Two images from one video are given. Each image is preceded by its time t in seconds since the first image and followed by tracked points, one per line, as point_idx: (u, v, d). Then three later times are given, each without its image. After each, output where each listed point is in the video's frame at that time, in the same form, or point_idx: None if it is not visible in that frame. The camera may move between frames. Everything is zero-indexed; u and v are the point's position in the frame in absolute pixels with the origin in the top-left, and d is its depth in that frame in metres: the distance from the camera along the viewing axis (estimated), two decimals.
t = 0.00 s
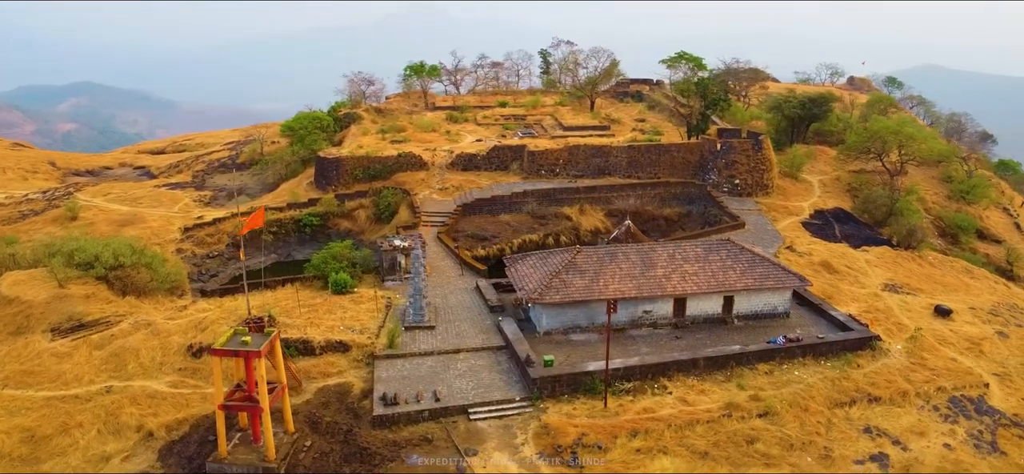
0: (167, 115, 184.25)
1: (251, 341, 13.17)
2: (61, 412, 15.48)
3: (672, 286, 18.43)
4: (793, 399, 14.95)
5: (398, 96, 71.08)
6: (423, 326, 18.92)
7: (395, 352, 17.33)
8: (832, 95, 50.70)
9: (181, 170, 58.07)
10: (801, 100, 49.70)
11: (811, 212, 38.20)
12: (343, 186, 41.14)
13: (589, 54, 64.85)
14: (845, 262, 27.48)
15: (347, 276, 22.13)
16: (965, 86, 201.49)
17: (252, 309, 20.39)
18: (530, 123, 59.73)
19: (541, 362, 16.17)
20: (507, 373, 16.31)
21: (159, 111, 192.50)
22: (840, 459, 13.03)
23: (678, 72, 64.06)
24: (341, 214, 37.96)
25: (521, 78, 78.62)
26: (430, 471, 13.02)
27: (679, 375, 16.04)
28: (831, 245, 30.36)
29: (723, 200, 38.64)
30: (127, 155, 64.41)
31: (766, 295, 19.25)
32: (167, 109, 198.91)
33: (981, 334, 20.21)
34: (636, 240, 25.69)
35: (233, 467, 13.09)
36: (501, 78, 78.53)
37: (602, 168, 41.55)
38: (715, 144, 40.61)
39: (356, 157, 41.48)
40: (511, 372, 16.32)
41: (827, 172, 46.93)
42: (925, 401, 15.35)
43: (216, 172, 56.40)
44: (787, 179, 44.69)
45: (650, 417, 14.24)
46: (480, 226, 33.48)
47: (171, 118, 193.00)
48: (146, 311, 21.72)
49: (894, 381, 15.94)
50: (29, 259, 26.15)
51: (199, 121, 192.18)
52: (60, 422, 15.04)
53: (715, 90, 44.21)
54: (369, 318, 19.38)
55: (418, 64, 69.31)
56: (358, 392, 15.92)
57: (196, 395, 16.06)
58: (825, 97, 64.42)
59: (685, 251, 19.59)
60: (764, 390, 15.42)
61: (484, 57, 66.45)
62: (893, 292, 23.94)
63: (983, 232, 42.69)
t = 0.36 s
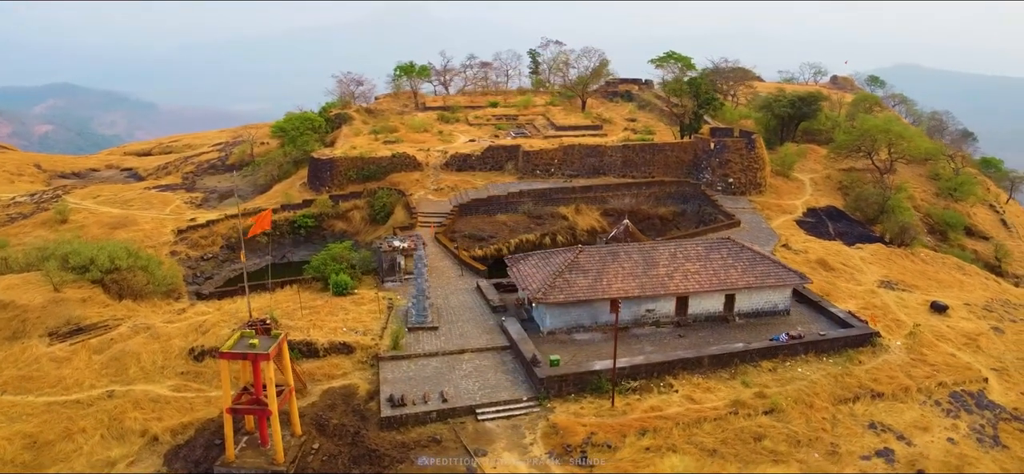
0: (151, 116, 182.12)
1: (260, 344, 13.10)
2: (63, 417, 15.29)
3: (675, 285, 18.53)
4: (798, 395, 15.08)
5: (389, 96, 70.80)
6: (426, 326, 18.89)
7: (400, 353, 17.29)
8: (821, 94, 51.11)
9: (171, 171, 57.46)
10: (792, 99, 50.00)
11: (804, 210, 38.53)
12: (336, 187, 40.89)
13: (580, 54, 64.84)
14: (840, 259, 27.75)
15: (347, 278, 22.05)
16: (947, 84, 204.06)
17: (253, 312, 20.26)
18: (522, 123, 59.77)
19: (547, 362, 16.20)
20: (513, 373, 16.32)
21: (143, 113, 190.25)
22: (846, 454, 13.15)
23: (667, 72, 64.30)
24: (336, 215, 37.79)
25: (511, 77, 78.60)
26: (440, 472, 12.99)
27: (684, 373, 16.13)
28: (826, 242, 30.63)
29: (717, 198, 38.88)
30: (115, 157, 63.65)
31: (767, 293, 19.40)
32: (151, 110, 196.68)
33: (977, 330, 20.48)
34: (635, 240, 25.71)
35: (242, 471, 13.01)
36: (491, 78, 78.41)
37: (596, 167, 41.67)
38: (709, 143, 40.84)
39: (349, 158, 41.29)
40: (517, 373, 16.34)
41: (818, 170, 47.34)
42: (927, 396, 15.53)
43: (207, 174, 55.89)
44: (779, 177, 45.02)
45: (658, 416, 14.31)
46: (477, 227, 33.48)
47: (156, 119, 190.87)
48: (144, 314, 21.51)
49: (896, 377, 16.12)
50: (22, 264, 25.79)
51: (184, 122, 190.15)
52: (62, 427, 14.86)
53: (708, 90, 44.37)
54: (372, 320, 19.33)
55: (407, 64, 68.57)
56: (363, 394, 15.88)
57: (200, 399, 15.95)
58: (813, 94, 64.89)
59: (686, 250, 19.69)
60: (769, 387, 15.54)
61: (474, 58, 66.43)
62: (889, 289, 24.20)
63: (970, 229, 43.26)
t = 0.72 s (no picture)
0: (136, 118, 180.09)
1: (268, 346, 13.03)
2: (66, 423, 15.11)
3: (677, 284, 18.63)
4: (802, 392, 15.21)
5: (379, 97, 70.50)
6: (430, 327, 18.88)
7: (404, 354, 17.28)
8: (811, 93, 51.50)
9: (160, 173, 56.87)
10: (781, 98, 50.33)
11: (797, 209, 38.85)
12: (330, 189, 40.64)
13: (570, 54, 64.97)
14: (836, 257, 28.00)
15: (347, 279, 22.03)
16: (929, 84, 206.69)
17: (254, 315, 20.13)
18: (514, 123, 59.79)
19: (553, 362, 16.23)
20: (519, 373, 16.35)
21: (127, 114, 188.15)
22: (853, 450, 13.28)
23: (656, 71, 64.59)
24: (331, 216, 37.62)
25: (500, 77, 78.65)
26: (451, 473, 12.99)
27: (689, 371, 16.23)
28: (821, 240, 30.90)
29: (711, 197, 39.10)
30: (102, 159, 62.89)
31: (768, 291, 19.55)
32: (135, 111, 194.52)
33: (973, 325, 20.76)
34: (633, 239, 25.74)
35: None
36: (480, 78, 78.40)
37: (591, 167, 41.78)
38: (703, 142, 41.07)
39: (343, 159, 41.05)
40: (522, 373, 16.36)
41: (809, 168, 47.73)
42: (929, 392, 15.72)
43: (197, 175, 55.37)
44: (771, 176, 45.33)
45: (665, 414, 14.39)
46: (474, 227, 33.49)
47: (140, 121, 188.76)
48: (143, 317, 21.30)
49: (897, 373, 16.30)
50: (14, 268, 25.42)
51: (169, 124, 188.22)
52: (65, 433, 14.68)
53: (701, 89, 44.55)
54: (374, 321, 19.29)
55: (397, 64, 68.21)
56: (369, 395, 15.84)
57: (204, 403, 15.83)
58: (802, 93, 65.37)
59: (688, 248, 19.78)
60: (773, 384, 15.67)
61: (463, 58, 66.34)
62: (885, 286, 24.46)
63: (959, 226, 43.79)
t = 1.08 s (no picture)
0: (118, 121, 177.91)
1: (275, 349, 12.97)
2: (67, 429, 14.92)
3: (679, 282, 18.74)
4: (806, 389, 15.36)
5: (369, 97, 70.18)
6: (432, 328, 18.87)
7: (409, 355, 17.26)
8: (800, 92, 51.94)
9: (148, 175, 56.22)
10: (770, 98, 50.71)
11: (789, 207, 39.21)
12: (324, 190, 40.38)
13: (560, 54, 65.09)
14: (830, 254, 28.29)
15: (347, 281, 22.00)
16: (911, 83, 209.20)
17: (255, 318, 19.99)
18: (505, 123, 59.79)
19: (557, 361, 16.28)
20: (524, 373, 16.39)
21: (109, 117, 185.80)
22: (858, 446, 13.44)
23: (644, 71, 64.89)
24: (325, 217, 37.44)
25: (488, 77, 78.71)
26: None
27: (693, 369, 16.33)
28: (814, 238, 31.19)
29: (705, 196, 39.37)
30: (89, 161, 62.09)
31: (768, 288, 19.72)
32: (117, 114, 192.09)
33: (968, 321, 21.06)
34: (631, 238, 25.80)
35: None
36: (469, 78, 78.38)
37: (585, 166, 41.89)
38: (696, 141, 41.31)
39: (337, 160, 40.80)
40: (528, 372, 16.40)
41: (799, 167, 48.14)
42: (929, 387, 15.93)
43: (186, 177, 54.83)
44: (763, 174, 45.67)
45: (672, 412, 14.47)
46: (470, 228, 33.53)
47: (123, 123, 186.49)
48: (140, 321, 21.07)
49: (898, 369, 16.49)
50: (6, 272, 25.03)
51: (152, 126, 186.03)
52: (67, 439, 14.50)
53: (692, 88, 44.78)
54: (377, 323, 19.24)
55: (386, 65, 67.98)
56: (375, 397, 15.80)
57: (208, 407, 15.71)
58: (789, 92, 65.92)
59: (688, 246, 19.87)
60: (777, 381, 15.81)
61: (452, 58, 66.20)
62: (880, 283, 24.74)
63: (946, 223, 44.35)
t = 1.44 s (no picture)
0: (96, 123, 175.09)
1: (280, 352, 12.91)
2: (66, 435, 14.72)
3: (677, 281, 18.87)
4: (806, 384, 15.55)
5: (355, 98, 69.80)
6: (432, 329, 18.85)
7: (410, 356, 17.23)
8: (785, 91, 52.47)
9: (132, 177, 55.42)
10: (756, 97, 51.15)
11: (778, 205, 39.61)
12: (314, 191, 40.11)
13: (546, 54, 65.18)
14: (821, 251, 28.63)
15: (345, 282, 21.89)
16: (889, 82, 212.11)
17: (252, 321, 19.82)
18: (493, 123, 59.78)
19: (560, 360, 16.32)
20: (527, 373, 16.43)
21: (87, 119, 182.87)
22: (859, 440, 13.63)
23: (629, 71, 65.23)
24: (316, 218, 37.19)
25: (473, 78, 78.66)
26: None
27: (694, 367, 16.47)
28: (805, 235, 31.53)
29: (695, 194, 39.65)
30: (70, 164, 61.06)
31: (764, 286, 19.92)
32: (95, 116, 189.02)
33: (959, 316, 21.42)
34: (625, 237, 25.91)
35: None
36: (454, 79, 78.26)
37: (576, 166, 42.03)
38: (685, 140, 41.57)
39: (327, 161, 40.53)
40: (530, 372, 16.44)
41: (785, 165, 48.63)
42: (925, 381, 16.19)
43: (172, 179, 54.15)
44: (751, 173, 46.07)
45: (675, 410, 14.58)
46: (464, 228, 33.50)
47: (101, 126, 183.62)
48: (135, 325, 20.81)
49: (894, 364, 16.74)
50: None
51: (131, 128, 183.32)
52: (67, 446, 14.32)
53: (681, 88, 45.03)
54: (376, 324, 19.18)
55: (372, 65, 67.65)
56: (378, 399, 15.75)
57: (209, 411, 15.56)
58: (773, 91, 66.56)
59: (686, 245, 20.01)
60: (777, 378, 15.98)
61: (438, 58, 66.05)
62: (871, 279, 25.09)
63: (930, 220, 45.04)
